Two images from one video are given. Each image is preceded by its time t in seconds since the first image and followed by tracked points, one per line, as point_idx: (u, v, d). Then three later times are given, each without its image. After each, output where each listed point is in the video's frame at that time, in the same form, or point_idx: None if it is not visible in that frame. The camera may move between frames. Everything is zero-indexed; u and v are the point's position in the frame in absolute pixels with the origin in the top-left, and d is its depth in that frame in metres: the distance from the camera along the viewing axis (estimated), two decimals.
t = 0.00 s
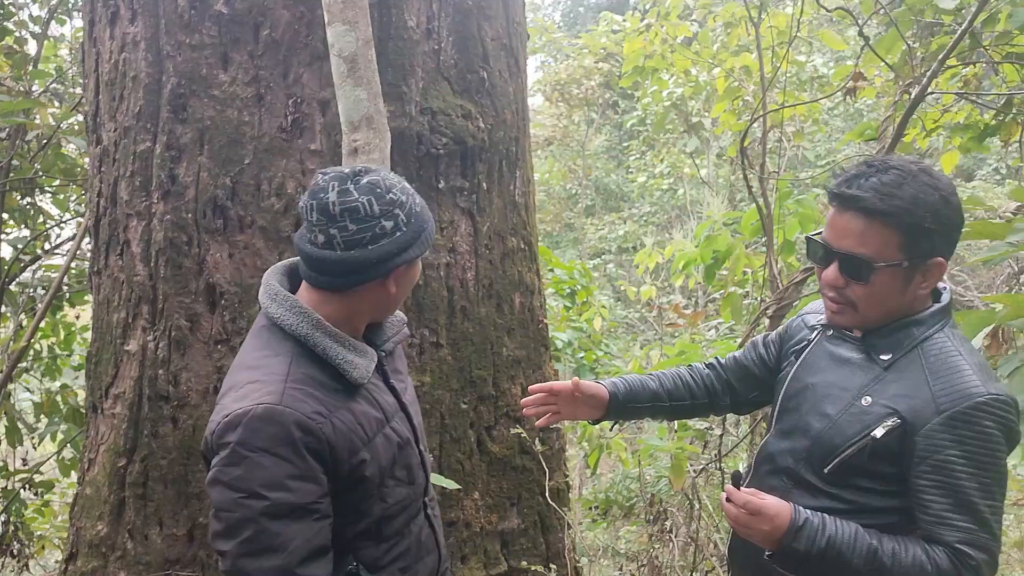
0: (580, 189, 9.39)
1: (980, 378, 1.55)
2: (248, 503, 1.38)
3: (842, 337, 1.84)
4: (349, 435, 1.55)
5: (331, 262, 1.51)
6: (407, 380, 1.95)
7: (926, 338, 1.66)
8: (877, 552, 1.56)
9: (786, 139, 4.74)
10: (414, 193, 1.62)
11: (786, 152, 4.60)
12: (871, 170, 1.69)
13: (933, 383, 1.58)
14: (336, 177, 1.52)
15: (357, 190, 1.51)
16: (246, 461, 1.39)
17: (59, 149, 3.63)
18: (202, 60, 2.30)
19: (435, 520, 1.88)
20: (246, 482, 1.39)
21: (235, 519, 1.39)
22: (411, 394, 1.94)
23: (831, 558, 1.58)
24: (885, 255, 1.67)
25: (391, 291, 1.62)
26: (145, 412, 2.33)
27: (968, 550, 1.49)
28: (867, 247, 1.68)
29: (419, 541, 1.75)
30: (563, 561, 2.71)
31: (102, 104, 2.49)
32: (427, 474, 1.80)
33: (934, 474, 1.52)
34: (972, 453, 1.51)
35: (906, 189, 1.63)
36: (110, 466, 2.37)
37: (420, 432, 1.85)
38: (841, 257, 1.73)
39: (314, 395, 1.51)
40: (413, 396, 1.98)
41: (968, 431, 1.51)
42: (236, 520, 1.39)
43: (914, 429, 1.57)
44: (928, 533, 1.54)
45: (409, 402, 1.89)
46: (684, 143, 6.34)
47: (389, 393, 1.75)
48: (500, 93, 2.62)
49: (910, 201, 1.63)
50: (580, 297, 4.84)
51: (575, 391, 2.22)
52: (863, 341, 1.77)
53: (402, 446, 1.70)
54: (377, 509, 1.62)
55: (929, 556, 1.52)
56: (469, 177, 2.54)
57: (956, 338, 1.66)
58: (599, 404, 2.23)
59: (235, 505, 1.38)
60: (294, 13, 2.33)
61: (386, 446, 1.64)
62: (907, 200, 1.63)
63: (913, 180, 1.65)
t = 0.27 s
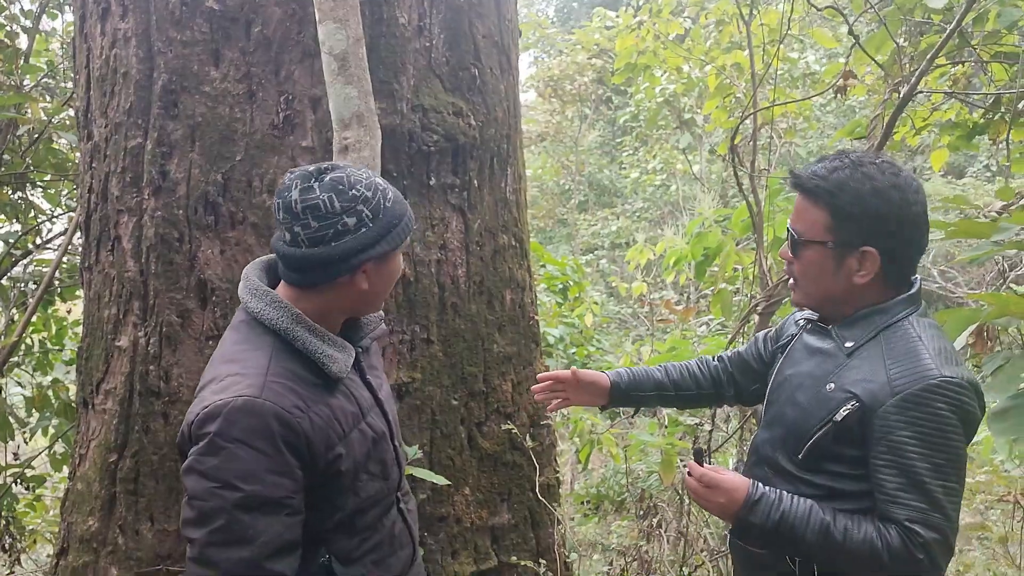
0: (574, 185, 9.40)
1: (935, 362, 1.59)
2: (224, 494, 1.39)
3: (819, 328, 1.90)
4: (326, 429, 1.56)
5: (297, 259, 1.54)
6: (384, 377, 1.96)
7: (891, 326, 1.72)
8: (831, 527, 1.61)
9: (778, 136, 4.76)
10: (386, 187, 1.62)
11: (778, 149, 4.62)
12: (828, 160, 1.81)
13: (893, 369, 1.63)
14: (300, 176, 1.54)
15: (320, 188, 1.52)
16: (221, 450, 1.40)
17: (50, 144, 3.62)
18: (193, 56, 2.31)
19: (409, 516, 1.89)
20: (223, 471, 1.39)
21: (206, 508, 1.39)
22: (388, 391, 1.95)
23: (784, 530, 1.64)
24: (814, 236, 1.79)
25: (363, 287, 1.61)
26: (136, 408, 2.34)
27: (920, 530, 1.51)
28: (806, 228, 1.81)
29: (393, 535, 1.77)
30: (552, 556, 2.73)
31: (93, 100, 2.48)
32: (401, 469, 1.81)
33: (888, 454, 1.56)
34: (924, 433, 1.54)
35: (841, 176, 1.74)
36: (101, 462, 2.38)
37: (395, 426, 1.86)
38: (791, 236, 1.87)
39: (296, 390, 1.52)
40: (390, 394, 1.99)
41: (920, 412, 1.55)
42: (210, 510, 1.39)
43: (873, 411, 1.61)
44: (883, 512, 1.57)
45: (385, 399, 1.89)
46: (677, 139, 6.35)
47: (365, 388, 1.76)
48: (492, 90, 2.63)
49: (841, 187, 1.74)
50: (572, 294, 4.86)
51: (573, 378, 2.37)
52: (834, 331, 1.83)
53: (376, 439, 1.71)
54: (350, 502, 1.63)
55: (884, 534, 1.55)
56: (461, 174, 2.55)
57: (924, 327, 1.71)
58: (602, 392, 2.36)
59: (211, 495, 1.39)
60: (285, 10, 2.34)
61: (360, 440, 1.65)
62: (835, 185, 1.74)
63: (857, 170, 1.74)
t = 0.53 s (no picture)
0: (576, 174, 9.40)
1: (921, 357, 1.61)
2: (209, 476, 1.41)
3: (816, 322, 1.93)
4: (314, 416, 1.58)
5: (291, 245, 1.56)
6: (386, 371, 1.99)
7: (882, 319, 1.75)
8: (809, 513, 1.63)
9: (780, 128, 4.76)
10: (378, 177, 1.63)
11: (780, 140, 4.63)
12: (826, 154, 1.83)
13: (877, 360, 1.66)
14: (294, 163, 1.54)
15: (314, 175, 1.53)
16: (206, 433, 1.42)
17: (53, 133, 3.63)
18: (197, 48, 2.31)
19: (411, 509, 1.91)
20: (208, 453, 1.41)
21: (195, 491, 1.42)
22: (390, 386, 1.98)
23: (763, 515, 1.66)
24: (806, 228, 1.83)
25: (356, 273, 1.63)
26: (139, 396, 2.36)
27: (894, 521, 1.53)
28: (800, 220, 1.84)
29: (390, 525, 1.78)
30: (551, 545, 2.76)
31: (98, 90, 2.49)
32: (399, 462, 1.83)
33: (869, 444, 1.58)
34: (905, 426, 1.55)
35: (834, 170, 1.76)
36: (105, 450, 2.41)
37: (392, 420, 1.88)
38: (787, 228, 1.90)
39: (279, 373, 1.54)
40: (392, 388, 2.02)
41: (901, 404, 1.57)
42: (196, 492, 1.41)
43: (856, 402, 1.64)
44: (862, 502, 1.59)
45: (384, 392, 1.92)
46: (679, 129, 6.36)
47: (359, 378, 1.77)
48: (494, 83, 2.64)
49: (835, 181, 1.75)
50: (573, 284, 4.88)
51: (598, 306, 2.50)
52: (829, 324, 1.85)
53: (371, 431, 1.73)
54: (343, 491, 1.66)
55: (859, 523, 1.57)
56: (463, 166, 2.57)
57: (915, 321, 1.72)
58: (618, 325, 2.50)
59: (196, 478, 1.41)
60: (289, 2, 2.35)
61: (353, 430, 1.67)
62: (828, 179, 1.77)
63: (853, 165, 1.76)
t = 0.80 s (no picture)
0: (583, 159, 9.38)
1: (928, 358, 1.61)
2: (226, 471, 1.44)
3: (824, 316, 1.94)
4: (329, 411, 1.60)
5: (299, 237, 1.56)
6: (396, 359, 2.00)
7: (890, 319, 1.75)
8: (808, 510, 1.65)
9: (789, 114, 4.74)
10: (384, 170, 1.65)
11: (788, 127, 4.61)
12: (837, 154, 1.84)
13: (885, 360, 1.66)
14: (301, 157, 1.55)
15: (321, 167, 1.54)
16: (223, 429, 1.44)
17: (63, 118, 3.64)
18: (206, 36, 2.32)
19: (423, 494, 1.94)
20: (224, 450, 1.44)
21: (212, 486, 1.45)
22: (400, 375, 2.00)
23: (763, 510, 1.68)
24: (818, 227, 1.83)
25: (366, 264, 1.66)
26: (150, 381, 2.39)
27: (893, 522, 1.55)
28: (812, 220, 1.84)
29: (403, 513, 1.81)
30: (557, 531, 2.79)
31: (108, 77, 2.50)
32: (411, 450, 1.86)
33: (872, 445, 1.59)
34: (907, 429, 1.56)
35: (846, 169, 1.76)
36: (117, 434, 2.44)
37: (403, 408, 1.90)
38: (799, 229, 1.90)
39: (293, 368, 1.56)
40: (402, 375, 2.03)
41: (905, 406, 1.57)
42: (213, 486, 1.44)
43: (861, 402, 1.65)
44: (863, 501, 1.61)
45: (395, 381, 1.94)
46: (688, 115, 6.34)
47: (371, 369, 1.79)
48: (502, 71, 2.64)
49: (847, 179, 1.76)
50: (580, 269, 4.89)
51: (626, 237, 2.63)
52: (835, 321, 1.86)
53: (384, 422, 1.75)
54: (360, 482, 1.69)
55: (857, 522, 1.59)
56: (471, 155, 2.57)
57: (922, 322, 1.72)
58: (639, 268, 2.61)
59: (214, 473, 1.44)
60: None
61: (366, 422, 1.69)
62: (840, 178, 1.77)
63: (864, 163, 1.76)
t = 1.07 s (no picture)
0: (593, 143, 9.36)
1: (944, 364, 1.61)
2: (260, 478, 1.46)
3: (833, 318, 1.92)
4: (353, 411, 1.61)
5: (325, 244, 1.55)
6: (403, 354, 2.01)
7: (903, 324, 1.73)
8: (827, 513, 1.67)
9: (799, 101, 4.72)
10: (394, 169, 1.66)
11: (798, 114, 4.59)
12: (847, 163, 1.78)
13: (901, 366, 1.65)
14: (320, 163, 1.55)
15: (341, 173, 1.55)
16: (257, 437, 1.46)
17: (75, 106, 3.66)
18: (216, 28, 2.33)
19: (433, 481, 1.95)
20: (258, 457, 1.46)
21: (244, 493, 1.47)
22: (406, 367, 2.00)
23: (782, 512, 1.71)
24: (849, 242, 1.75)
25: (387, 267, 1.66)
26: (163, 372, 2.41)
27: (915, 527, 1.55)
28: (837, 234, 1.77)
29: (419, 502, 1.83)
30: (566, 520, 2.81)
31: (119, 68, 2.51)
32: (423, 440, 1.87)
33: (889, 451, 1.59)
34: (925, 435, 1.56)
35: (872, 179, 1.70)
36: (130, 424, 2.46)
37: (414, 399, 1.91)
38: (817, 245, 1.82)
39: (319, 372, 1.56)
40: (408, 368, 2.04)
41: (922, 411, 1.57)
42: (247, 493, 1.46)
43: (878, 408, 1.65)
44: (882, 504, 1.61)
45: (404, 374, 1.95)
46: (697, 100, 6.31)
47: (383, 366, 1.80)
48: (512, 61, 2.64)
49: (876, 189, 1.70)
50: (588, 256, 4.90)
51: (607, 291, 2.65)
52: (847, 324, 1.85)
53: (399, 416, 1.76)
54: (380, 476, 1.70)
55: (877, 526, 1.60)
56: (480, 146, 2.58)
57: (937, 325, 1.70)
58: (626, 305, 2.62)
59: (247, 479, 1.46)
60: None
61: (384, 419, 1.70)
62: (868, 188, 1.71)
63: (885, 168, 1.71)
